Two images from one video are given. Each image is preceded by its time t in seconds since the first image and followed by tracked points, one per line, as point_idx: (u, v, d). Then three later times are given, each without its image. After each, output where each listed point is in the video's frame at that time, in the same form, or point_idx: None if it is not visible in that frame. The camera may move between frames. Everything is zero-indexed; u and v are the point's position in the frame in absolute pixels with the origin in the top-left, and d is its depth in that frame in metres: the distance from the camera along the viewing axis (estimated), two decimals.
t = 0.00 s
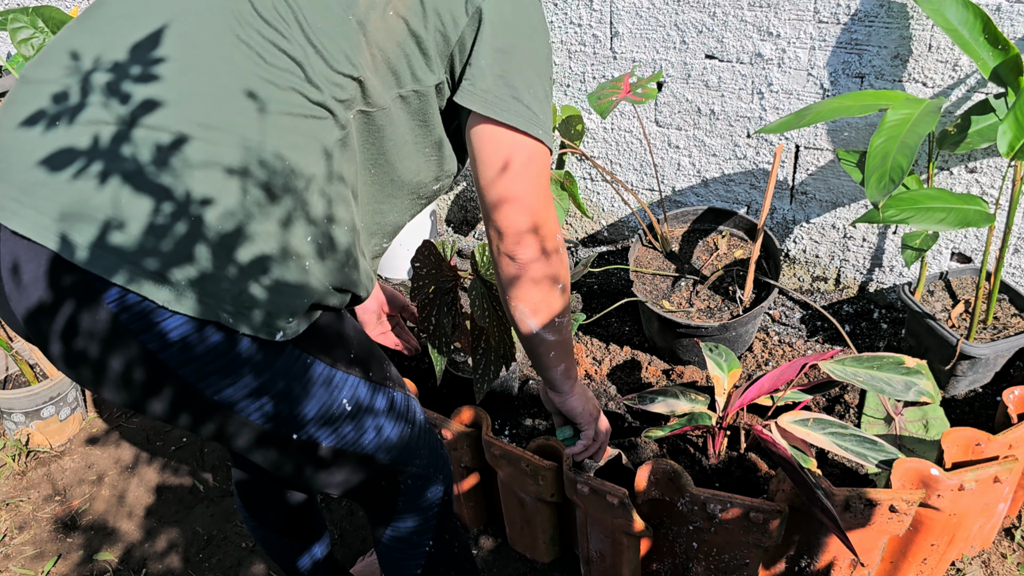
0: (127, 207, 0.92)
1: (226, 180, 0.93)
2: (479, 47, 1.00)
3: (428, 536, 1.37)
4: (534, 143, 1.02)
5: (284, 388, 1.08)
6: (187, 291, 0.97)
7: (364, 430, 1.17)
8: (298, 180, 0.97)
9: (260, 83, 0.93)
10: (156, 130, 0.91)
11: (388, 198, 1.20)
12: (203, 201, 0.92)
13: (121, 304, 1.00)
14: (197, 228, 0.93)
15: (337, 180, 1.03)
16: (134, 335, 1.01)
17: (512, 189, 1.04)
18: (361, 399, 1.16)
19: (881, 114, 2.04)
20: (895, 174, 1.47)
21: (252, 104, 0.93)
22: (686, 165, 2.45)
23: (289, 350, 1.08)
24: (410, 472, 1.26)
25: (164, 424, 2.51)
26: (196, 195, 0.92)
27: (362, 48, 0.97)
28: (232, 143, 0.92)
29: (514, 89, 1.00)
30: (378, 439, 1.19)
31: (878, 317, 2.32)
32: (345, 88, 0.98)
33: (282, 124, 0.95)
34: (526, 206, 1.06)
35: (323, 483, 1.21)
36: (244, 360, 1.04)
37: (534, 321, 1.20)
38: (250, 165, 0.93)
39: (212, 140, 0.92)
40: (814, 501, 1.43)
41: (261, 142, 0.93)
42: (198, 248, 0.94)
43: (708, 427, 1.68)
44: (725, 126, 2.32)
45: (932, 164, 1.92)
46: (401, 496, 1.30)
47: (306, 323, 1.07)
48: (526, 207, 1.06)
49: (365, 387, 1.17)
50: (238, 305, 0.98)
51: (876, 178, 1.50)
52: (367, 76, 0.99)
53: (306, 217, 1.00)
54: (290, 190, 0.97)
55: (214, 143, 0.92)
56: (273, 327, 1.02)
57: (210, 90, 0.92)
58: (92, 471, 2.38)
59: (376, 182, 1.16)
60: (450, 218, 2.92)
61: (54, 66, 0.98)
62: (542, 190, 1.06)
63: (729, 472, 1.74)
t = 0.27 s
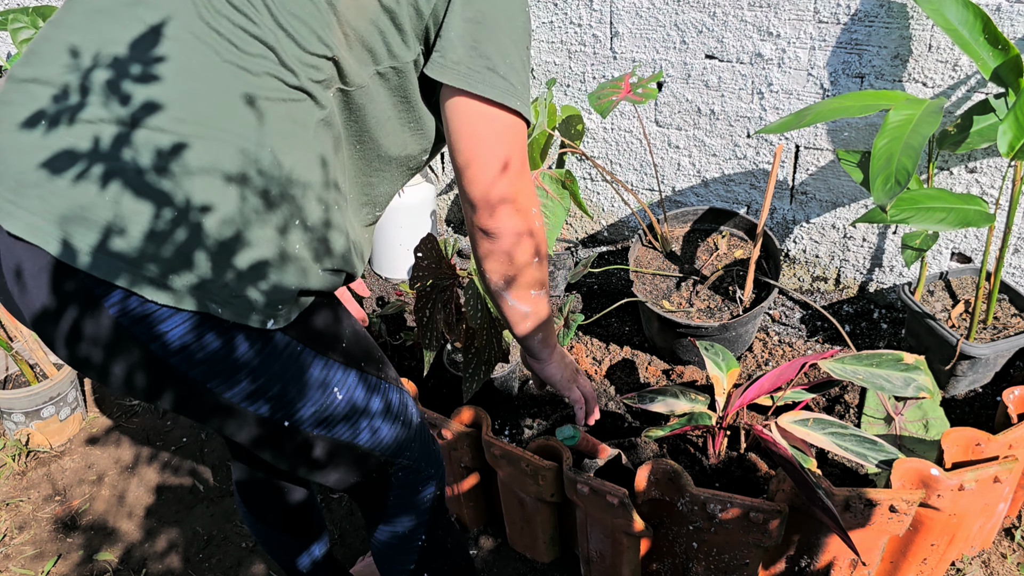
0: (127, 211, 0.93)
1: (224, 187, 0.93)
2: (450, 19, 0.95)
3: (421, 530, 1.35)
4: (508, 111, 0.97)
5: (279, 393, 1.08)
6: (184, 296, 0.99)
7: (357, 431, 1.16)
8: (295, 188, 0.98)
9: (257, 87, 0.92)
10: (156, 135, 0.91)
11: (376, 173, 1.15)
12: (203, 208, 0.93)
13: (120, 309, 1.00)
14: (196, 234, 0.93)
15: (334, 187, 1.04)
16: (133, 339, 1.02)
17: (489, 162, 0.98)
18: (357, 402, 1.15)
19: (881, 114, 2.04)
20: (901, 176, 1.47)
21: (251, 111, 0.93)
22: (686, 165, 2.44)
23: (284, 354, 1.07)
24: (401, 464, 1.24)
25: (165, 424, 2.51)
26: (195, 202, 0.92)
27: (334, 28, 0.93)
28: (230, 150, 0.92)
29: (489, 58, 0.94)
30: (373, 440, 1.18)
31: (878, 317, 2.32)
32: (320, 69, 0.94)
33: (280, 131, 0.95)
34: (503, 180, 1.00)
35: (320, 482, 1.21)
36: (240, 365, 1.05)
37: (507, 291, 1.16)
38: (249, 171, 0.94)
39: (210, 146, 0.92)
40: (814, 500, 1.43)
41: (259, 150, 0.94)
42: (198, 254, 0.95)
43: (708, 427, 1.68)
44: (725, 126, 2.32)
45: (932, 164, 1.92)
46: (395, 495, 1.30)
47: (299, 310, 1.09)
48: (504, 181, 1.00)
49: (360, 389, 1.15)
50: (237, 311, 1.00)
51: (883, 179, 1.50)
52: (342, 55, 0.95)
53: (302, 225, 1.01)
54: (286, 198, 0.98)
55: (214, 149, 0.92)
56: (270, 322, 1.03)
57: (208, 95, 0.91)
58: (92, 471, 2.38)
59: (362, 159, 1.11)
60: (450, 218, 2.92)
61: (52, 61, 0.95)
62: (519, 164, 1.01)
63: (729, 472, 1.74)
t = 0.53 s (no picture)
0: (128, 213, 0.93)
1: (223, 190, 0.94)
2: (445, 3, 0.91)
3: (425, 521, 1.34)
4: (531, 81, 0.92)
5: (277, 394, 1.08)
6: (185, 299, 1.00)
7: (356, 429, 1.16)
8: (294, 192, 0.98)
9: (256, 91, 0.92)
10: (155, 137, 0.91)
11: (370, 153, 1.12)
12: (202, 211, 0.93)
13: (120, 315, 1.01)
14: (195, 237, 0.94)
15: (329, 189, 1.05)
16: (132, 346, 1.03)
17: (535, 135, 0.96)
18: (356, 403, 1.14)
19: (881, 114, 2.04)
20: (899, 174, 1.47)
21: (251, 114, 0.93)
22: (686, 165, 2.45)
23: (282, 356, 1.06)
24: (405, 454, 1.24)
25: (165, 424, 2.51)
26: (195, 204, 0.93)
27: (321, 16, 0.92)
28: (230, 154, 0.92)
29: (490, 36, 0.91)
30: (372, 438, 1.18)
31: (878, 317, 2.32)
32: (308, 59, 0.94)
33: (280, 135, 0.95)
34: (556, 147, 0.97)
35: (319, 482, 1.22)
36: (239, 367, 1.05)
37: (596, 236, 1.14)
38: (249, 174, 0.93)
39: (210, 150, 0.92)
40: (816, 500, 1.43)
41: (259, 154, 0.94)
42: (197, 257, 0.95)
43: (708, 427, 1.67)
44: (725, 126, 2.32)
45: (932, 164, 1.92)
46: (395, 493, 1.30)
47: (300, 299, 1.08)
48: (557, 150, 0.97)
49: (360, 389, 1.14)
50: (238, 311, 1.01)
51: (882, 179, 1.50)
52: (331, 43, 0.94)
53: (300, 229, 1.02)
54: (285, 201, 0.97)
55: (213, 152, 0.92)
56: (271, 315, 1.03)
57: (208, 97, 0.91)
58: (92, 471, 2.38)
59: (356, 142, 1.09)
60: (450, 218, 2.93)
61: (52, 61, 0.94)
62: (564, 126, 0.97)
63: (729, 472, 1.74)
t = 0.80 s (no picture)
0: (128, 210, 0.93)
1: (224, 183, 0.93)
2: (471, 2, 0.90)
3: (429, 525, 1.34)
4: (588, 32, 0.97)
5: (279, 394, 1.07)
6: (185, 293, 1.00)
7: (358, 429, 1.15)
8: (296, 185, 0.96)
9: (258, 79, 0.91)
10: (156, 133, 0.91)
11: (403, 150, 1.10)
12: (203, 205, 0.93)
13: (121, 313, 1.01)
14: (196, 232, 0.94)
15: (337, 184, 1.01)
16: (133, 344, 1.03)
17: (605, 74, 1.02)
18: (359, 401, 1.13)
19: (881, 114, 2.04)
20: (897, 176, 1.48)
21: (253, 105, 0.92)
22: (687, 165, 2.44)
23: (283, 355, 1.06)
24: (412, 460, 1.24)
25: (165, 424, 2.51)
26: (196, 199, 0.93)
27: (348, 16, 0.90)
28: (230, 147, 0.92)
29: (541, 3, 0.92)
30: (375, 439, 1.17)
31: (878, 317, 2.32)
32: (331, 57, 0.92)
33: (282, 124, 0.93)
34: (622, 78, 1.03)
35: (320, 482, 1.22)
36: (240, 364, 1.05)
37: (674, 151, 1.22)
38: (250, 167, 0.93)
39: (210, 143, 0.91)
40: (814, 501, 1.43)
41: (260, 146, 0.92)
42: (198, 252, 0.95)
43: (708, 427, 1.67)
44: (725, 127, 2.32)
45: (933, 165, 1.92)
46: (397, 494, 1.29)
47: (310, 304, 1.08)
48: (625, 82, 1.04)
49: (363, 389, 1.13)
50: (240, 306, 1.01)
51: (879, 178, 1.50)
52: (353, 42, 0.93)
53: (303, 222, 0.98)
54: (288, 194, 0.96)
55: (214, 146, 0.91)
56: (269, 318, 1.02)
57: (210, 91, 0.90)
58: (92, 471, 2.38)
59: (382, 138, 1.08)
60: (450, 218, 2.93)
61: (53, 61, 0.96)
62: (624, 60, 1.02)
63: (729, 472, 1.74)
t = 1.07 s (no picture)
0: (128, 206, 0.93)
1: (227, 173, 0.91)
2: None
3: (440, 526, 1.35)
4: (579, 62, 0.93)
5: (282, 389, 1.07)
6: (186, 290, 0.97)
7: (363, 425, 1.14)
8: (301, 171, 0.93)
9: (261, 67, 0.90)
10: (156, 126, 0.91)
11: (401, 142, 1.11)
12: (203, 197, 0.92)
13: (124, 308, 1.02)
14: (198, 225, 0.93)
15: (343, 171, 0.98)
16: (136, 338, 1.05)
17: (587, 111, 0.97)
18: (364, 399, 1.11)
19: (881, 114, 2.04)
20: (896, 173, 1.47)
21: (256, 92, 0.90)
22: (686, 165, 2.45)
23: (286, 352, 1.05)
24: (429, 459, 1.24)
25: (165, 424, 2.51)
26: (196, 190, 0.92)
27: (363, 11, 0.90)
28: (233, 135, 0.90)
29: (538, 25, 0.90)
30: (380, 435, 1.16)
31: (878, 317, 2.32)
32: (344, 52, 0.92)
33: (285, 111, 0.91)
34: (604, 119, 0.98)
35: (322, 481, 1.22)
36: (243, 360, 1.04)
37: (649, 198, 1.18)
38: (251, 158, 0.91)
39: (211, 133, 0.90)
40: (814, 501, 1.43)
41: (263, 131, 0.91)
42: (198, 246, 0.94)
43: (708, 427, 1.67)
44: (724, 126, 2.32)
45: (932, 164, 1.92)
46: (402, 492, 1.29)
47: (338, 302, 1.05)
48: (608, 123, 0.98)
49: (367, 387, 1.11)
50: (241, 301, 0.99)
51: (879, 178, 1.50)
52: (368, 39, 0.92)
53: (309, 210, 0.96)
54: (293, 180, 0.93)
55: (215, 136, 0.90)
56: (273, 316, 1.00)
57: (214, 81, 0.90)
58: (92, 471, 2.38)
59: (389, 129, 1.08)
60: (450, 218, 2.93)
61: (55, 61, 0.99)
62: (614, 99, 0.98)
63: (729, 472, 1.74)
